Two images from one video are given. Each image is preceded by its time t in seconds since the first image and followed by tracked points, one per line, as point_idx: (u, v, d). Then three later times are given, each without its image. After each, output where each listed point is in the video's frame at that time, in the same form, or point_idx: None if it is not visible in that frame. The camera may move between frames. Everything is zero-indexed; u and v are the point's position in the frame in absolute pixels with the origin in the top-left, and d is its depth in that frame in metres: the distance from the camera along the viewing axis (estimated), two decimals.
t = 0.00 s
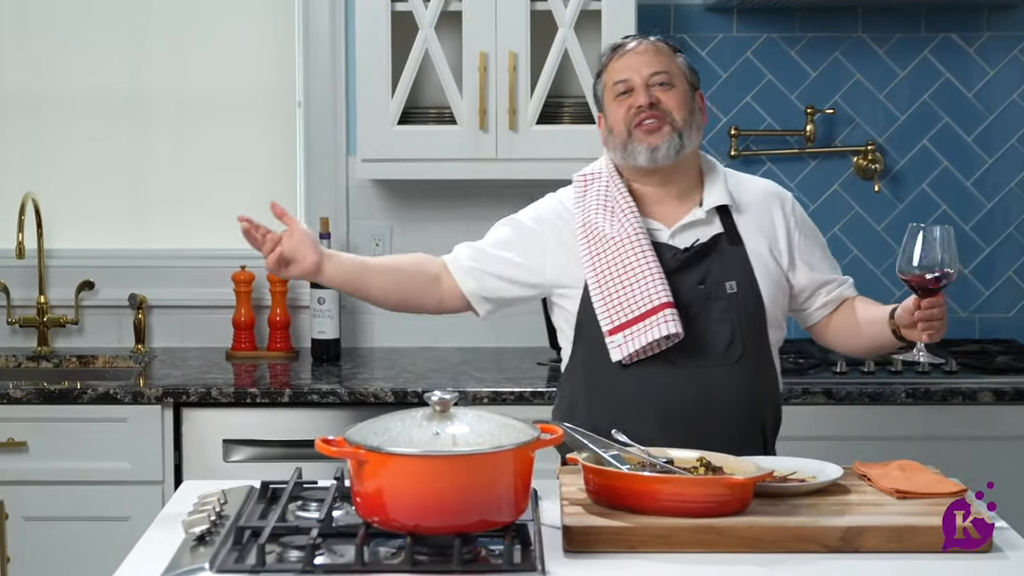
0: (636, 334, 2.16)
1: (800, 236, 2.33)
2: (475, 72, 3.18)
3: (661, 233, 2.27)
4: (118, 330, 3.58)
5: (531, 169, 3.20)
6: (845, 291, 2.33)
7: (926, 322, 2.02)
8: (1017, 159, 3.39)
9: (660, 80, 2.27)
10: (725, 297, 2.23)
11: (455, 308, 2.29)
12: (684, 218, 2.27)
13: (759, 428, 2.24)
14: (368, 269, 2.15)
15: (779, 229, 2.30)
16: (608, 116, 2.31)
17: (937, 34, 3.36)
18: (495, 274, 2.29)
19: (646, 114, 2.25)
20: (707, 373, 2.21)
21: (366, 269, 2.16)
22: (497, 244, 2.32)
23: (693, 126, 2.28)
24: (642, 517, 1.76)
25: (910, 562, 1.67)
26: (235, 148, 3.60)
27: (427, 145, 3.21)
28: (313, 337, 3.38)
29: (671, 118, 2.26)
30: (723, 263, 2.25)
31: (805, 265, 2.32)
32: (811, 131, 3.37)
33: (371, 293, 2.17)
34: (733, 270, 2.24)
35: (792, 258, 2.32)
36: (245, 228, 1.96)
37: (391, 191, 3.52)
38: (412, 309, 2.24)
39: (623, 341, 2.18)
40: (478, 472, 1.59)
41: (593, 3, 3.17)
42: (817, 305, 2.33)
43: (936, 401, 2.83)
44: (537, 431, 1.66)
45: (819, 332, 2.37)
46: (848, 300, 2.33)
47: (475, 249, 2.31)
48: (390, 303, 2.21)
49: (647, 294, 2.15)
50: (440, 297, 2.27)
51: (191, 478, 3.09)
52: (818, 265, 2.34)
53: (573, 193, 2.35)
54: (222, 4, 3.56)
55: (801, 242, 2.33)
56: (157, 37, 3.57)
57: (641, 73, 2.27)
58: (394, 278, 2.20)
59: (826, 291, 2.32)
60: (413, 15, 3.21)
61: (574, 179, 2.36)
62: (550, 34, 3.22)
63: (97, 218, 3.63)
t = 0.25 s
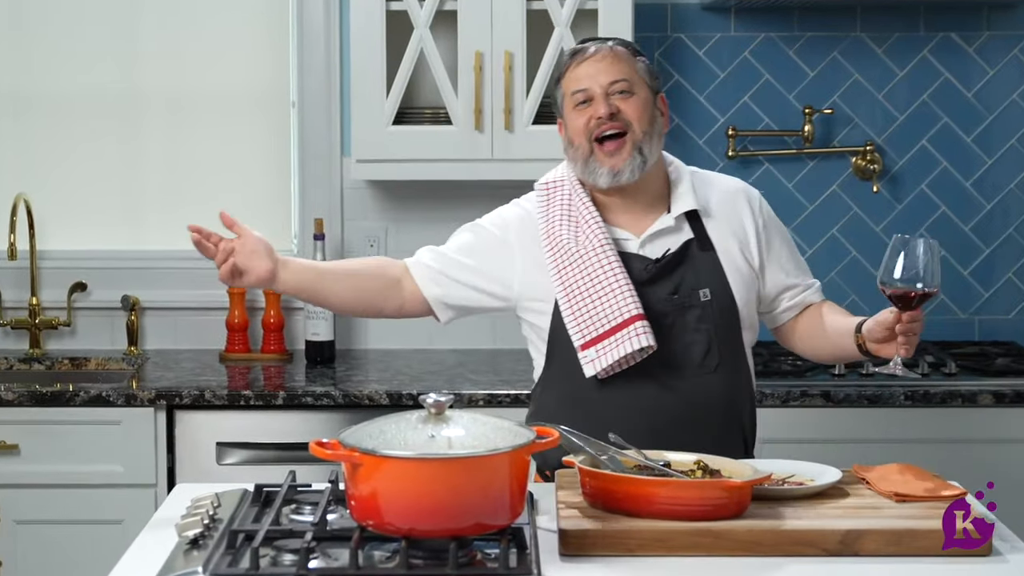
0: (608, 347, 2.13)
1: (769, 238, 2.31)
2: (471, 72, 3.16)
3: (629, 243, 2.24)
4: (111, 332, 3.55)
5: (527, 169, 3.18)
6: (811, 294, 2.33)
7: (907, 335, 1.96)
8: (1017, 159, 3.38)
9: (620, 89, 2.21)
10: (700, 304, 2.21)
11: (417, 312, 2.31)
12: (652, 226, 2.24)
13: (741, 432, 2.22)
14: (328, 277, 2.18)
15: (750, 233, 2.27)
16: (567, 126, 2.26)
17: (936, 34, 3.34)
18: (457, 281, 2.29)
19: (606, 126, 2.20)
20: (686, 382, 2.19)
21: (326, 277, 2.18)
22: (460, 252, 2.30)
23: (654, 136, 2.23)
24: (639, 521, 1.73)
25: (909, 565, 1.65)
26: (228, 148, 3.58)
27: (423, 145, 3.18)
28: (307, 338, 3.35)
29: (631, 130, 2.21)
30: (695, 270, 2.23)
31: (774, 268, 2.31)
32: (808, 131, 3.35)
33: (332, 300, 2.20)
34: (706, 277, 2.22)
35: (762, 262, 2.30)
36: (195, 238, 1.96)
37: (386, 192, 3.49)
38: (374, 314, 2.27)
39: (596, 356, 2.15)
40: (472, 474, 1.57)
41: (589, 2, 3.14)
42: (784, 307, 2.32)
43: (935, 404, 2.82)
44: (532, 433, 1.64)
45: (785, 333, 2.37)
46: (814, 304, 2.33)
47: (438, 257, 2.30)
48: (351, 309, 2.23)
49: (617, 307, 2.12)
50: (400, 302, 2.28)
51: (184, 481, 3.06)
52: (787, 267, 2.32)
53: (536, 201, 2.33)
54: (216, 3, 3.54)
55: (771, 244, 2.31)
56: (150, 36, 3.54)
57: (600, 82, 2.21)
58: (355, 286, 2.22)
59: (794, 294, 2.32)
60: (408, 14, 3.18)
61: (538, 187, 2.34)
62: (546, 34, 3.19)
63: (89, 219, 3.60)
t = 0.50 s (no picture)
0: (577, 371, 2.09)
1: (746, 238, 2.30)
2: (466, 72, 3.14)
3: (607, 256, 2.21)
4: (103, 334, 3.53)
5: (522, 170, 3.16)
6: (787, 290, 2.33)
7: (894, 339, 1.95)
8: (1017, 160, 3.36)
9: (592, 108, 2.14)
10: (683, 313, 2.18)
11: (389, 324, 2.25)
12: (629, 239, 2.21)
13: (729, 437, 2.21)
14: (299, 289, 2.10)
15: (728, 236, 2.26)
16: (536, 140, 2.19)
17: (935, 33, 3.32)
18: (431, 297, 2.23)
19: (576, 146, 2.13)
20: (674, 390, 2.16)
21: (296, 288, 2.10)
22: (432, 266, 2.24)
23: (624, 156, 2.17)
24: (635, 524, 1.71)
25: (908, 569, 1.63)
26: (222, 148, 3.55)
27: (418, 146, 3.16)
28: (301, 340, 3.33)
29: (602, 149, 2.14)
30: (677, 279, 2.20)
31: (752, 267, 2.30)
32: (806, 131, 3.33)
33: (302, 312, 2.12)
34: (688, 285, 2.20)
35: (740, 262, 2.29)
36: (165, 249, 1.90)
37: (381, 193, 3.47)
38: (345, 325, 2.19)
39: (564, 378, 2.11)
40: (467, 476, 1.54)
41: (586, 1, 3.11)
42: (763, 305, 2.32)
43: (934, 406, 2.80)
44: (529, 435, 1.62)
45: (764, 329, 2.37)
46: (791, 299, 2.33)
47: (409, 272, 2.23)
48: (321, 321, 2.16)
49: (589, 330, 2.09)
50: (372, 313, 2.22)
51: (177, 484, 3.04)
52: (765, 266, 2.32)
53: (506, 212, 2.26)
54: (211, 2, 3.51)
55: (747, 243, 2.30)
56: (143, 36, 3.52)
57: (572, 100, 2.14)
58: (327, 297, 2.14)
59: (773, 292, 2.32)
60: (403, 14, 3.16)
61: (507, 196, 2.27)
62: (542, 34, 3.17)
63: (81, 220, 3.57)
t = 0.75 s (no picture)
0: (572, 385, 2.04)
1: (734, 242, 2.31)
2: (461, 71, 3.11)
3: (600, 265, 2.18)
4: (96, 336, 3.50)
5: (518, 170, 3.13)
6: (774, 291, 2.35)
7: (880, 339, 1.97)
8: (1017, 161, 3.34)
9: (585, 117, 2.09)
10: (677, 321, 2.15)
11: (376, 335, 2.21)
12: (621, 248, 2.19)
13: (723, 444, 2.19)
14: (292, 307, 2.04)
15: (719, 243, 2.26)
16: (528, 148, 2.14)
17: (934, 33, 3.30)
18: (421, 307, 2.20)
19: (570, 157, 2.09)
20: (670, 397, 2.13)
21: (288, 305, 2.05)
22: (421, 277, 2.21)
23: (618, 164, 2.13)
24: (632, 528, 1.68)
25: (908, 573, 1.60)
26: (215, 148, 3.52)
27: (413, 146, 3.13)
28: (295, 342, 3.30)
29: (595, 159, 2.10)
30: (669, 287, 2.18)
31: (741, 270, 2.32)
32: (804, 131, 3.31)
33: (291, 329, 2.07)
34: (681, 292, 2.18)
35: (730, 266, 2.30)
36: (156, 271, 1.78)
37: (375, 194, 3.44)
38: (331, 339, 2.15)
39: (558, 392, 2.06)
40: (462, 481, 1.52)
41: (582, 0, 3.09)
42: (751, 306, 2.34)
43: (933, 409, 2.77)
44: (524, 439, 1.59)
45: (752, 329, 2.39)
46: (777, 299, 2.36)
47: (398, 283, 2.20)
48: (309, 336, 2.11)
49: (585, 343, 2.04)
50: (361, 325, 2.18)
51: (170, 487, 3.01)
52: (753, 268, 2.33)
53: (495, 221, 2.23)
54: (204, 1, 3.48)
55: (736, 247, 2.31)
56: (136, 35, 3.49)
57: (564, 110, 2.08)
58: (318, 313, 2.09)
59: (761, 294, 2.34)
60: (397, 13, 3.13)
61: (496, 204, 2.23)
62: (538, 33, 3.15)
63: (74, 221, 3.55)
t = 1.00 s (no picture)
0: (571, 391, 2.03)
1: (731, 243, 2.29)
2: (456, 71, 3.09)
3: (598, 268, 2.16)
4: (88, 338, 3.47)
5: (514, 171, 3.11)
6: (767, 292, 2.34)
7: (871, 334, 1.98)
8: (1016, 161, 3.32)
9: (582, 120, 2.07)
10: (676, 324, 2.13)
11: (370, 340, 2.17)
12: (617, 250, 2.17)
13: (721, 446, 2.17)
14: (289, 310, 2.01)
15: (715, 245, 2.24)
16: (525, 152, 2.12)
17: (933, 33, 3.28)
18: (416, 311, 2.17)
19: (568, 160, 2.06)
20: (669, 401, 2.11)
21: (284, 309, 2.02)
22: (416, 281, 2.18)
23: (616, 167, 2.11)
24: (628, 531, 1.66)
25: None
26: (209, 149, 3.50)
27: (407, 147, 3.11)
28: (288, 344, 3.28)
29: (594, 162, 2.08)
30: (667, 289, 2.16)
31: (737, 271, 2.30)
32: (802, 132, 3.29)
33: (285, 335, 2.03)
34: (679, 294, 2.16)
35: (725, 268, 2.28)
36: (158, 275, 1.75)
37: (370, 195, 3.42)
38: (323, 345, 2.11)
39: (557, 397, 2.04)
40: (457, 484, 1.49)
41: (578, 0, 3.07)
42: (746, 307, 2.33)
43: (931, 411, 2.75)
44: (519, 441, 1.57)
45: (746, 329, 2.38)
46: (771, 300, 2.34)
47: (393, 287, 2.17)
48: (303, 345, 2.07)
49: (584, 348, 2.02)
50: (356, 330, 2.14)
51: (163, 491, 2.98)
52: (749, 269, 2.31)
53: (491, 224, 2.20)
54: None
55: (731, 249, 2.29)
56: (129, 34, 3.46)
57: (562, 113, 2.06)
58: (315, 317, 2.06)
59: (756, 294, 2.32)
60: (392, 13, 3.11)
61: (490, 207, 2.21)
62: (533, 33, 3.13)
63: (66, 222, 3.52)
